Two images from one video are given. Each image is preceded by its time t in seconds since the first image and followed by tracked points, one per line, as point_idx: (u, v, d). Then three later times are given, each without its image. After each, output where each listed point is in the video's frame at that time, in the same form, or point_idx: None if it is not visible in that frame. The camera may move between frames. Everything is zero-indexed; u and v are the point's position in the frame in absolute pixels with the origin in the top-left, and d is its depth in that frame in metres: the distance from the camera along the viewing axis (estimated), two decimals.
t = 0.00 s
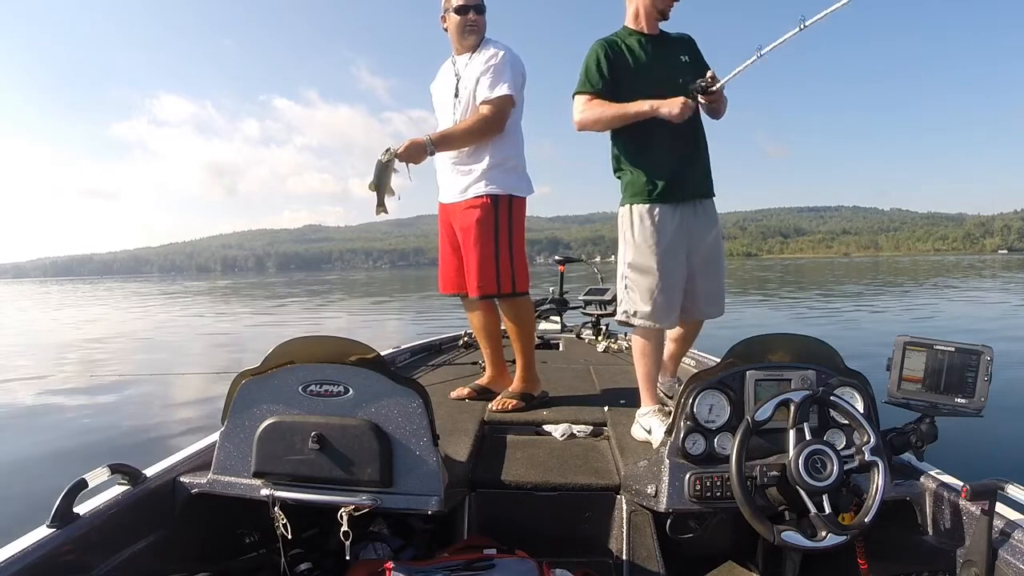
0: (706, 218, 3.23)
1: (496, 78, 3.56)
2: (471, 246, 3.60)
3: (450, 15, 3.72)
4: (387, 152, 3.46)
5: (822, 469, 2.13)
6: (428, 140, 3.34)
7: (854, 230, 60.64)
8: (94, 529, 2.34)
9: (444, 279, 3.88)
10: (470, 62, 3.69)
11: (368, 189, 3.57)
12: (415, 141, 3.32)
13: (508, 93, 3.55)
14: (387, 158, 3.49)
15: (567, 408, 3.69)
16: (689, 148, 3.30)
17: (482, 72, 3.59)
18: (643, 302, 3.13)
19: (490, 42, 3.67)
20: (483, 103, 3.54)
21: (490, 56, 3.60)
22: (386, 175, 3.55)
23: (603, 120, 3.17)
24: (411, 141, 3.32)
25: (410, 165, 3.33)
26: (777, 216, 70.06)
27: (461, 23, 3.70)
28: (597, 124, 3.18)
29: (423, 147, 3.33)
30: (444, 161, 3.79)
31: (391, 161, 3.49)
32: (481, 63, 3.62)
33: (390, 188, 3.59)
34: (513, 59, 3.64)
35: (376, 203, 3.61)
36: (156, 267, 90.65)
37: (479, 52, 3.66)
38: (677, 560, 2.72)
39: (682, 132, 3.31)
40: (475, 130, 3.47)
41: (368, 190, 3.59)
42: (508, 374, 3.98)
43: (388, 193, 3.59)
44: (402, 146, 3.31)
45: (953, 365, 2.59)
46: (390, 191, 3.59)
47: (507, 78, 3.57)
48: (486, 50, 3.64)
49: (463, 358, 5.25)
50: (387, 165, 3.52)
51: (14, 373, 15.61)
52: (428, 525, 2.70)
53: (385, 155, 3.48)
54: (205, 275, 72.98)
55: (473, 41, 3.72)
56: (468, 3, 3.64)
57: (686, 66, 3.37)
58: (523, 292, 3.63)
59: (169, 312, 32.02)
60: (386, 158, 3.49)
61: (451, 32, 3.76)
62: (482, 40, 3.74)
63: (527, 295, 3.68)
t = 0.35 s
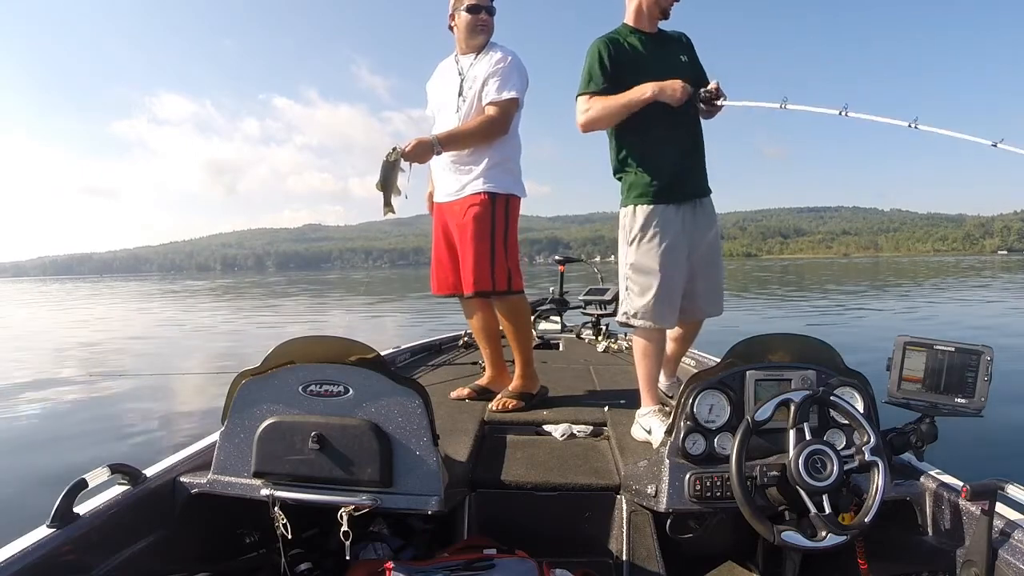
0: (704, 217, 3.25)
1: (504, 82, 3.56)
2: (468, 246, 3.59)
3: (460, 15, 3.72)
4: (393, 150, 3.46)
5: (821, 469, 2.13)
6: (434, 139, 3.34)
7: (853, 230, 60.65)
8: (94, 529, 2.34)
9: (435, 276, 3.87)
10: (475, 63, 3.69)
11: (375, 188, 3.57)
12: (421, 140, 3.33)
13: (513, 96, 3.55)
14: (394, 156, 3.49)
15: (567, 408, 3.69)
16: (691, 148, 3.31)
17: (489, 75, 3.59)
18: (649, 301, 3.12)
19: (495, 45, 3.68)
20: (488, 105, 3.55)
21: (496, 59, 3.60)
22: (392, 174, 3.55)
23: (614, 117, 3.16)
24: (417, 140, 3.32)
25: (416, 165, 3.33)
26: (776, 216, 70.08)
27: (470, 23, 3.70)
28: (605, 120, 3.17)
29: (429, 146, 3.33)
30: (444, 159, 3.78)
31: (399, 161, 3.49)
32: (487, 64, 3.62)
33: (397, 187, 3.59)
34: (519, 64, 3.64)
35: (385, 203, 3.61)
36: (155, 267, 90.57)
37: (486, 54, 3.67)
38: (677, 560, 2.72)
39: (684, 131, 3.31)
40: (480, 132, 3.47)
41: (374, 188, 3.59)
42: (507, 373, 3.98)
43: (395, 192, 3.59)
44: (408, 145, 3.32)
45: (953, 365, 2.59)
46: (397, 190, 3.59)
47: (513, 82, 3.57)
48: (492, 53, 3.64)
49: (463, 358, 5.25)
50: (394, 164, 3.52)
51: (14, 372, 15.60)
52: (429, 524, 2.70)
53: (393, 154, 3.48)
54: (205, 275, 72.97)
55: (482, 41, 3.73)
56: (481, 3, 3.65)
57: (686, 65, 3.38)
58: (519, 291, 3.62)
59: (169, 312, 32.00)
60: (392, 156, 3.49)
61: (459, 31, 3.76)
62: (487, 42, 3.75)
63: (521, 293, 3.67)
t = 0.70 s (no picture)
0: (705, 216, 3.25)
1: (505, 83, 3.56)
2: (468, 245, 3.58)
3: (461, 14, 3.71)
4: (394, 150, 3.46)
5: (821, 469, 2.13)
6: (435, 138, 3.34)
7: (853, 230, 60.66)
8: (94, 529, 2.34)
9: (433, 275, 3.86)
10: (475, 63, 3.69)
11: (375, 188, 3.57)
12: (423, 139, 3.32)
13: (513, 97, 3.55)
14: (395, 156, 3.49)
15: (567, 408, 3.69)
16: (692, 147, 3.32)
17: (489, 75, 3.59)
18: (652, 301, 3.11)
19: (496, 46, 3.68)
20: (488, 105, 3.55)
21: (497, 60, 3.60)
22: (394, 173, 3.55)
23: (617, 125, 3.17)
24: (418, 139, 3.31)
25: (417, 164, 3.32)
26: (776, 216, 70.10)
27: (471, 23, 3.69)
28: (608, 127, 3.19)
29: (430, 146, 3.32)
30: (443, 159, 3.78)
31: (399, 161, 3.49)
32: (489, 65, 3.62)
33: (397, 187, 3.59)
34: (519, 65, 3.64)
35: (385, 203, 3.61)
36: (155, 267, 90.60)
37: (486, 55, 3.67)
38: (677, 560, 2.72)
39: (685, 130, 3.31)
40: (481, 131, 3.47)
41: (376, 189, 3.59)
42: (507, 373, 3.98)
43: (396, 192, 3.59)
44: (409, 144, 3.31)
45: (953, 365, 2.59)
46: (397, 190, 3.59)
47: (514, 84, 3.58)
48: (493, 53, 3.64)
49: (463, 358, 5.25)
50: (395, 164, 3.52)
51: (14, 372, 15.61)
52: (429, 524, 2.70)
53: (394, 154, 3.48)
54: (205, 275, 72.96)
55: (482, 41, 3.73)
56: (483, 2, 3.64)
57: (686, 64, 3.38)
58: (519, 291, 3.63)
59: (169, 312, 32.00)
60: (393, 156, 3.49)
61: (460, 31, 3.75)
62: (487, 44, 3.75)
63: (522, 293, 3.67)
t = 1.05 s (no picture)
0: (705, 216, 3.25)
1: (503, 83, 3.56)
2: (467, 245, 3.59)
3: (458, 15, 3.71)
4: (393, 153, 3.46)
5: (821, 469, 2.13)
6: (433, 141, 3.34)
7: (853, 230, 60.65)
8: (94, 529, 2.34)
9: (432, 275, 3.85)
10: (472, 64, 3.69)
11: (374, 191, 3.57)
12: (421, 142, 3.32)
13: (511, 98, 3.55)
14: (393, 159, 3.49)
15: (567, 408, 3.69)
16: (691, 146, 3.31)
17: (486, 75, 3.59)
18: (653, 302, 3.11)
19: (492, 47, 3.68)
20: (486, 106, 3.55)
21: (495, 61, 3.60)
22: (393, 175, 3.55)
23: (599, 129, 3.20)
24: (416, 141, 3.31)
25: (417, 167, 3.31)
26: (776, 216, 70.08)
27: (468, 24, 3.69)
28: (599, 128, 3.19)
29: (428, 148, 3.33)
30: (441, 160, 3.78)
31: (398, 163, 3.49)
32: (487, 65, 3.62)
33: (396, 190, 3.59)
34: (516, 66, 3.65)
35: (383, 205, 3.60)
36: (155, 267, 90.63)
37: (482, 55, 3.67)
38: (677, 560, 2.72)
39: (684, 129, 3.31)
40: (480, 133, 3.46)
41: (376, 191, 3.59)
42: (507, 373, 3.98)
43: (395, 195, 3.59)
44: (408, 146, 3.31)
45: (953, 365, 2.59)
46: (396, 193, 3.59)
47: (511, 83, 3.58)
48: (490, 54, 3.65)
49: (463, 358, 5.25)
50: (393, 167, 3.52)
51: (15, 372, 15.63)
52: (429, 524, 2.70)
53: (392, 157, 3.48)
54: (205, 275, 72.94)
55: (479, 41, 3.73)
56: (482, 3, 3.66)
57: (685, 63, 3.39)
58: (518, 290, 3.63)
59: (169, 312, 31.99)
60: (391, 159, 3.48)
61: (457, 32, 3.75)
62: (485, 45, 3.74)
63: (521, 293, 3.67)
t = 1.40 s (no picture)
0: (704, 215, 3.24)
1: (500, 83, 3.56)
2: (466, 245, 3.59)
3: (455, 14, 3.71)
4: (391, 154, 3.45)
5: (821, 469, 2.13)
6: (431, 141, 3.34)
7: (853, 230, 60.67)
8: (94, 529, 2.34)
9: (432, 275, 3.85)
10: (469, 65, 3.69)
11: (372, 192, 3.57)
12: (418, 143, 3.32)
13: (508, 98, 3.55)
14: (391, 160, 3.48)
15: (567, 408, 3.69)
16: (690, 146, 3.31)
17: (484, 76, 3.59)
18: (651, 302, 3.11)
19: (490, 47, 3.68)
20: (483, 106, 3.55)
21: (492, 60, 3.60)
22: (391, 176, 3.55)
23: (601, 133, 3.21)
24: (414, 142, 3.31)
25: (415, 167, 3.32)
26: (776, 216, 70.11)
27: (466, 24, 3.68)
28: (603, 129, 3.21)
29: (426, 148, 3.33)
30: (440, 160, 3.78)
31: (395, 164, 3.49)
32: (485, 65, 3.61)
33: (394, 191, 3.59)
34: (513, 65, 3.64)
35: (380, 207, 3.61)
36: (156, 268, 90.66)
37: (479, 55, 3.67)
38: (677, 560, 2.72)
39: (683, 129, 3.31)
40: (478, 133, 3.46)
41: (374, 192, 3.59)
42: (507, 373, 3.98)
43: (392, 196, 3.59)
44: (406, 147, 3.31)
45: (953, 365, 2.59)
46: (394, 194, 3.59)
47: (509, 83, 3.58)
48: (487, 54, 3.64)
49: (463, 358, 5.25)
50: (391, 168, 3.52)
51: (16, 372, 15.65)
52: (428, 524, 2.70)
53: (389, 158, 3.48)
54: (205, 276, 72.96)
55: (476, 42, 3.73)
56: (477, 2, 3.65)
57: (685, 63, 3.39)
58: (518, 290, 3.63)
59: (169, 313, 31.99)
60: (389, 160, 3.48)
61: (455, 33, 3.74)
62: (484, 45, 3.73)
63: (520, 293, 3.68)
